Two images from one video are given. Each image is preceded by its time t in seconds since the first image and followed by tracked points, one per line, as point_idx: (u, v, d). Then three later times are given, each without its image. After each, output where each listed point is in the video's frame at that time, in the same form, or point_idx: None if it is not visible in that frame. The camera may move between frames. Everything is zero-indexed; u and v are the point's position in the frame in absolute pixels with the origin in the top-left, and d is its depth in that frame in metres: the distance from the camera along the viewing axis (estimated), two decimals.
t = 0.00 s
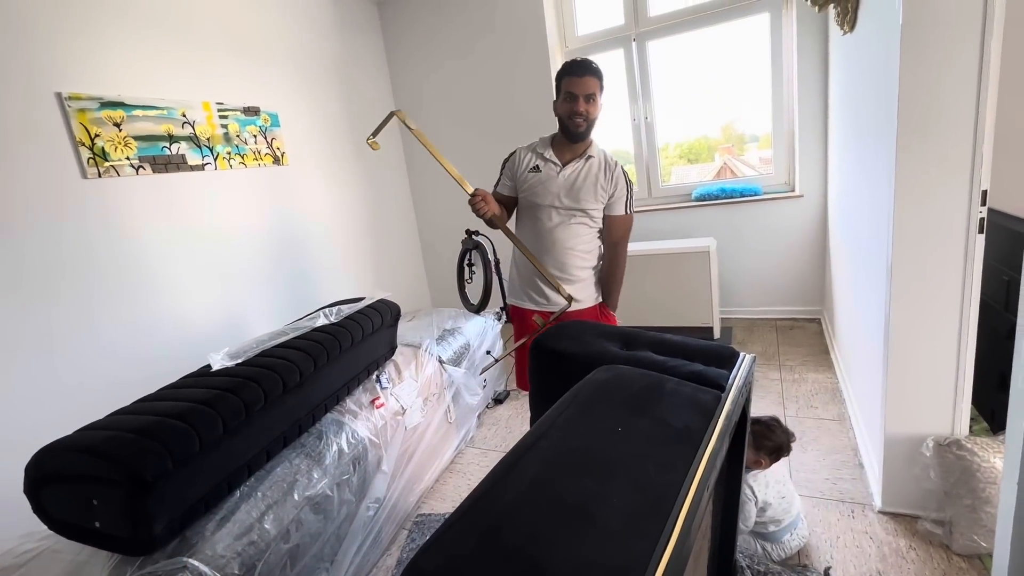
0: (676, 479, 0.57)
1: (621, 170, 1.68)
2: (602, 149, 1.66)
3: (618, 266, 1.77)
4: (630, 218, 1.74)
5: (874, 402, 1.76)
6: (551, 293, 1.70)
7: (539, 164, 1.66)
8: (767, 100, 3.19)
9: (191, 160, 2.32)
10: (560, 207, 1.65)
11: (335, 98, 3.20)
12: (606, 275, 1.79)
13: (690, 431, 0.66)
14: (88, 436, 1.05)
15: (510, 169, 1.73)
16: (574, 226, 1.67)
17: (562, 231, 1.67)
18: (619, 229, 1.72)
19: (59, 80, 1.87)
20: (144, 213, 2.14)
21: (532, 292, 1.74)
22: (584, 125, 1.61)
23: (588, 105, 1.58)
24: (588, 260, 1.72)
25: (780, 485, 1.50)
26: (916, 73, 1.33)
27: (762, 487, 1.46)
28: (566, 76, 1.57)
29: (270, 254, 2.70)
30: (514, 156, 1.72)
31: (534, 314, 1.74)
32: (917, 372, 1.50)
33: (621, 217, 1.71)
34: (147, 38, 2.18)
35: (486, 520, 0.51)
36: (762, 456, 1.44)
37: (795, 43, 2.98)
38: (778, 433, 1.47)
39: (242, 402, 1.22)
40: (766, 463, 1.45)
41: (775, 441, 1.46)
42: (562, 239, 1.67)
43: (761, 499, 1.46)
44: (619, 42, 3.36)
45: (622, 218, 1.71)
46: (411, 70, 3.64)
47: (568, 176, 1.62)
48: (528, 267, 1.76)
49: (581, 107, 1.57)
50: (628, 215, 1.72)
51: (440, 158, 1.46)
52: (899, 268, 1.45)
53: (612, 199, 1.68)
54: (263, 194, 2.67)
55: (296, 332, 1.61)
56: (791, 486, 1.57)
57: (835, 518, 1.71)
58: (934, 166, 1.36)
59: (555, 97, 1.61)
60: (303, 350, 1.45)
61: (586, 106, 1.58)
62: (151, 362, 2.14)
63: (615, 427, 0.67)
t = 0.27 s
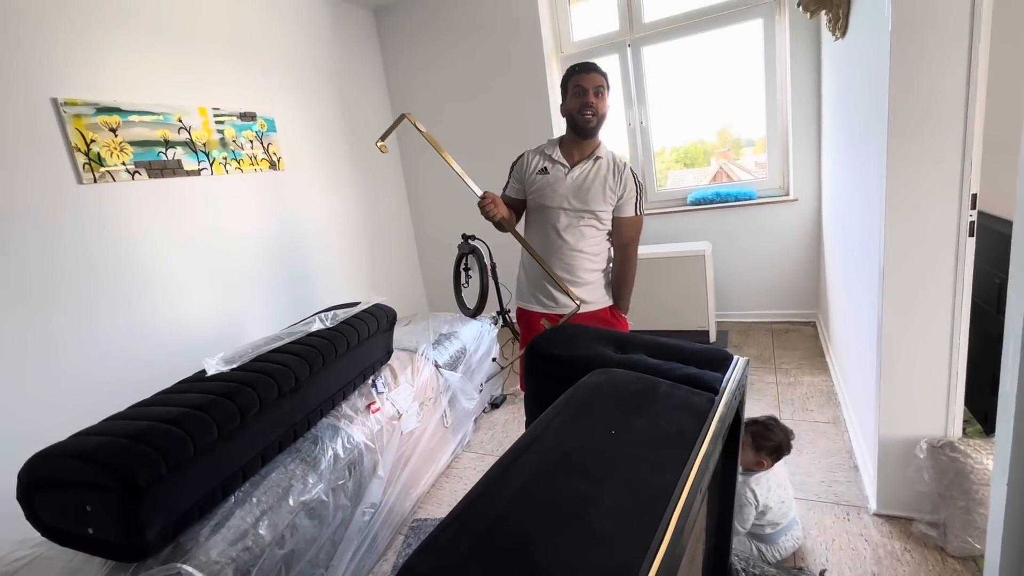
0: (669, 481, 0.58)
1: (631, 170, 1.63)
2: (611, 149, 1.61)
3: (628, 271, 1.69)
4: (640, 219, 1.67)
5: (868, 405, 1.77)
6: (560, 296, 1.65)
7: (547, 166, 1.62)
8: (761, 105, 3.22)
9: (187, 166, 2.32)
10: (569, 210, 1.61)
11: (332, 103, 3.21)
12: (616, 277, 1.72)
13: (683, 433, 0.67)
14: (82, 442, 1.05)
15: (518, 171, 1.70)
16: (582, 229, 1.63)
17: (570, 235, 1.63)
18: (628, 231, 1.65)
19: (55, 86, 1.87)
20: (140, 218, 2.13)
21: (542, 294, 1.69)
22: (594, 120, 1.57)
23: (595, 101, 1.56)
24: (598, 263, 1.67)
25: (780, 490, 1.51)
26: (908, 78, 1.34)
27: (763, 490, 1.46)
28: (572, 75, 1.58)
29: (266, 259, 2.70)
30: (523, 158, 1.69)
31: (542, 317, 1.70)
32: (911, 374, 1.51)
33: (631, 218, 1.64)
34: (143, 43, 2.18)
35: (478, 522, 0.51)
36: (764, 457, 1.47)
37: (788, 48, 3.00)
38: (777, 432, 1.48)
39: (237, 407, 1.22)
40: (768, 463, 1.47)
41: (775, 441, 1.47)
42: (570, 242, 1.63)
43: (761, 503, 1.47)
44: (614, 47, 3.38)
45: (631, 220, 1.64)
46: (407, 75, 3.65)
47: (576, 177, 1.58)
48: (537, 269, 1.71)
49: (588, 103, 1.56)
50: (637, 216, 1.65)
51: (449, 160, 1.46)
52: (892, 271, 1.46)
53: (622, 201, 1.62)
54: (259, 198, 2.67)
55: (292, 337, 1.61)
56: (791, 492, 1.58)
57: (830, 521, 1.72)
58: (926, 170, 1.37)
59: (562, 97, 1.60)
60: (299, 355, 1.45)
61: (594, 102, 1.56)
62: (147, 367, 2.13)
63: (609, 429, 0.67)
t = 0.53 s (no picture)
0: (663, 489, 0.58)
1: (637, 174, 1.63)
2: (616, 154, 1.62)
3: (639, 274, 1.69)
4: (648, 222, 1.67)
5: (865, 411, 1.78)
6: (570, 300, 1.64)
7: (553, 172, 1.62)
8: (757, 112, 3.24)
9: (186, 174, 2.33)
10: (576, 214, 1.61)
11: (330, 111, 3.22)
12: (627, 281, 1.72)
13: (677, 441, 0.67)
14: (80, 450, 1.05)
15: (525, 179, 1.70)
16: (590, 233, 1.62)
17: (578, 239, 1.62)
18: (637, 234, 1.66)
19: (55, 95, 1.89)
20: (138, 226, 2.14)
21: (551, 299, 1.67)
22: (595, 131, 1.58)
23: (598, 112, 1.56)
24: (606, 268, 1.65)
25: (784, 501, 1.51)
26: (900, 87, 1.35)
27: (767, 500, 1.47)
28: (576, 83, 1.56)
29: (265, 266, 2.71)
30: (529, 167, 1.70)
31: (556, 322, 1.67)
32: (906, 381, 1.52)
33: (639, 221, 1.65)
34: (143, 52, 2.20)
35: (474, 530, 0.52)
36: (771, 468, 1.47)
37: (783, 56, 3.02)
38: (789, 445, 1.47)
39: (235, 415, 1.22)
40: (775, 474, 1.47)
41: (785, 453, 1.46)
42: (578, 247, 1.62)
43: (763, 513, 1.48)
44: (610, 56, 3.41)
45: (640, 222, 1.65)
46: (406, 84, 3.67)
47: (583, 182, 1.58)
48: (546, 275, 1.70)
49: (592, 113, 1.55)
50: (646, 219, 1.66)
51: (455, 171, 1.47)
52: (886, 278, 1.47)
53: (629, 204, 1.62)
54: (258, 206, 2.68)
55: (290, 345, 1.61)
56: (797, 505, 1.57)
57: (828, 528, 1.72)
58: (918, 178, 1.39)
59: (566, 105, 1.60)
60: (297, 363, 1.46)
61: (596, 112, 1.56)
62: (145, 375, 2.13)
63: (604, 437, 0.67)
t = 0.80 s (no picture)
0: (658, 493, 0.58)
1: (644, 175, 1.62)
2: (622, 155, 1.61)
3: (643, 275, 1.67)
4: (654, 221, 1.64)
5: (859, 414, 1.78)
6: (576, 302, 1.64)
7: (559, 173, 1.61)
8: (751, 116, 3.25)
9: (180, 176, 2.32)
10: (581, 216, 1.59)
11: (325, 113, 3.22)
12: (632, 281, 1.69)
13: (673, 445, 0.67)
14: (69, 455, 1.04)
15: (531, 180, 1.69)
16: (596, 235, 1.60)
17: (584, 241, 1.61)
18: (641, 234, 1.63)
19: (46, 97, 1.87)
20: (131, 228, 2.13)
21: (556, 300, 1.67)
22: (601, 134, 1.56)
23: (605, 116, 1.54)
24: (612, 269, 1.64)
25: (781, 506, 1.50)
26: (893, 91, 1.36)
27: (763, 505, 1.46)
28: (582, 85, 1.54)
29: (259, 270, 2.69)
30: (535, 167, 1.69)
31: (559, 323, 1.66)
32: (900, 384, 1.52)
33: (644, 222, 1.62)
34: (137, 54, 2.18)
35: (467, 536, 0.51)
36: (767, 471, 1.47)
37: (776, 60, 3.04)
38: (784, 447, 1.48)
39: (227, 420, 1.21)
40: (772, 477, 1.47)
41: (780, 456, 1.47)
42: (584, 248, 1.61)
43: (760, 518, 1.47)
44: (605, 59, 3.42)
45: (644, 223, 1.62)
46: (401, 86, 3.67)
47: (589, 184, 1.57)
48: (552, 276, 1.69)
49: (599, 118, 1.54)
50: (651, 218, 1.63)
51: (457, 173, 1.44)
52: (879, 282, 1.47)
53: (635, 206, 1.61)
54: (252, 209, 2.67)
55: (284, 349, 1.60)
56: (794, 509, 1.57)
57: (823, 531, 1.72)
58: (910, 182, 1.39)
59: (572, 108, 1.58)
60: (290, 366, 1.45)
61: (603, 115, 1.55)
62: (136, 379, 2.12)
63: (599, 441, 0.67)
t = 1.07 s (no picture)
0: (655, 499, 0.57)
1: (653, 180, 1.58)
2: (630, 159, 1.58)
3: (661, 270, 1.71)
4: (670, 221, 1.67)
5: (857, 418, 1.78)
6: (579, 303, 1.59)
7: (566, 175, 1.57)
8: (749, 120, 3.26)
9: (178, 179, 2.31)
10: (587, 218, 1.55)
11: (324, 116, 3.22)
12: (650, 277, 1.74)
13: (670, 450, 0.66)
14: (63, 460, 1.03)
15: (538, 182, 1.66)
16: (601, 238, 1.56)
17: (589, 244, 1.56)
18: (660, 234, 1.67)
19: (44, 100, 1.87)
20: (129, 231, 2.12)
21: (558, 303, 1.62)
22: (614, 145, 1.51)
23: (620, 126, 1.49)
24: (617, 274, 1.60)
25: (779, 511, 1.49)
26: (890, 95, 1.36)
27: (761, 510, 1.46)
28: (595, 95, 1.46)
29: (256, 273, 2.68)
30: (542, 170, 1.65)
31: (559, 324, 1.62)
32: (898, 388, 1.52)
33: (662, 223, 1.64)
34: (135, 57, 2.18)
35: (463, 542, 0.51)
36: (764, 476, 1.47)
37: (774, 65, 3.05)
38: (780, 452, 1.48)
39: (223, 424, 1.20)
40: (769, 483, 1.47)
41: (778, 461, 1.47)
42: (590, 252, 1.56)
43: (758, 523, 1.46)
44: (603, 64, 3.42)
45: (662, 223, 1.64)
46: (400, 90, 3.67)
47: (596, 186, 1.53)
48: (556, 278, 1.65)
49: (613, 127, 1.48)
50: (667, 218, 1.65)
51: (461, 168, 1.42)
52: (877, 286, 1.47)
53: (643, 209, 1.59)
54: (250, 212, 2.67)
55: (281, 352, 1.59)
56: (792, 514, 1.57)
57: (822, 535, 1.71)
58: (908, 187, 1.39)
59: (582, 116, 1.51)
60: (287, 370, 1.44)
61: (616, 124, 1.49)
62: (133, 383, 2.11)
63: (596, 446, 0.67)
